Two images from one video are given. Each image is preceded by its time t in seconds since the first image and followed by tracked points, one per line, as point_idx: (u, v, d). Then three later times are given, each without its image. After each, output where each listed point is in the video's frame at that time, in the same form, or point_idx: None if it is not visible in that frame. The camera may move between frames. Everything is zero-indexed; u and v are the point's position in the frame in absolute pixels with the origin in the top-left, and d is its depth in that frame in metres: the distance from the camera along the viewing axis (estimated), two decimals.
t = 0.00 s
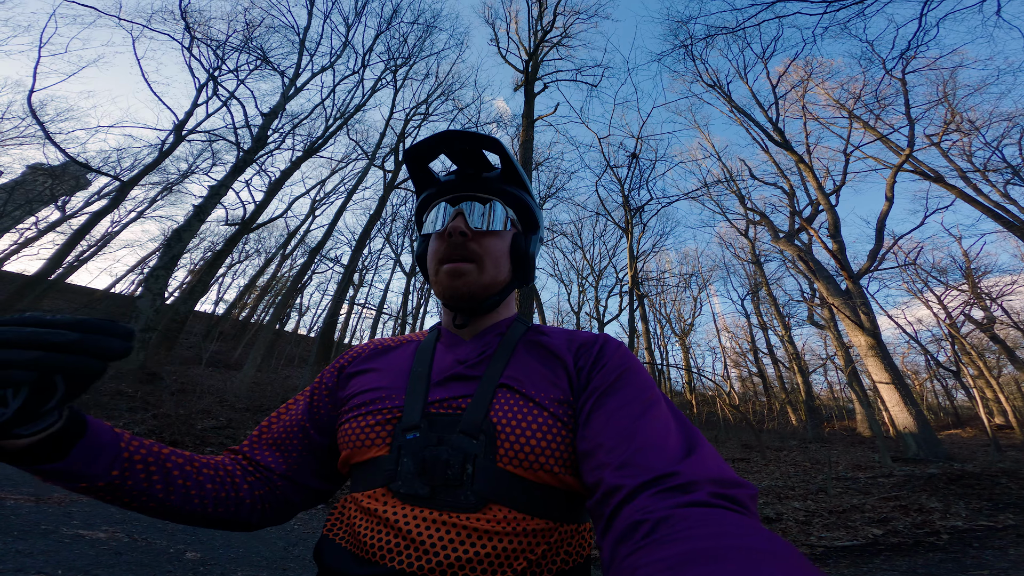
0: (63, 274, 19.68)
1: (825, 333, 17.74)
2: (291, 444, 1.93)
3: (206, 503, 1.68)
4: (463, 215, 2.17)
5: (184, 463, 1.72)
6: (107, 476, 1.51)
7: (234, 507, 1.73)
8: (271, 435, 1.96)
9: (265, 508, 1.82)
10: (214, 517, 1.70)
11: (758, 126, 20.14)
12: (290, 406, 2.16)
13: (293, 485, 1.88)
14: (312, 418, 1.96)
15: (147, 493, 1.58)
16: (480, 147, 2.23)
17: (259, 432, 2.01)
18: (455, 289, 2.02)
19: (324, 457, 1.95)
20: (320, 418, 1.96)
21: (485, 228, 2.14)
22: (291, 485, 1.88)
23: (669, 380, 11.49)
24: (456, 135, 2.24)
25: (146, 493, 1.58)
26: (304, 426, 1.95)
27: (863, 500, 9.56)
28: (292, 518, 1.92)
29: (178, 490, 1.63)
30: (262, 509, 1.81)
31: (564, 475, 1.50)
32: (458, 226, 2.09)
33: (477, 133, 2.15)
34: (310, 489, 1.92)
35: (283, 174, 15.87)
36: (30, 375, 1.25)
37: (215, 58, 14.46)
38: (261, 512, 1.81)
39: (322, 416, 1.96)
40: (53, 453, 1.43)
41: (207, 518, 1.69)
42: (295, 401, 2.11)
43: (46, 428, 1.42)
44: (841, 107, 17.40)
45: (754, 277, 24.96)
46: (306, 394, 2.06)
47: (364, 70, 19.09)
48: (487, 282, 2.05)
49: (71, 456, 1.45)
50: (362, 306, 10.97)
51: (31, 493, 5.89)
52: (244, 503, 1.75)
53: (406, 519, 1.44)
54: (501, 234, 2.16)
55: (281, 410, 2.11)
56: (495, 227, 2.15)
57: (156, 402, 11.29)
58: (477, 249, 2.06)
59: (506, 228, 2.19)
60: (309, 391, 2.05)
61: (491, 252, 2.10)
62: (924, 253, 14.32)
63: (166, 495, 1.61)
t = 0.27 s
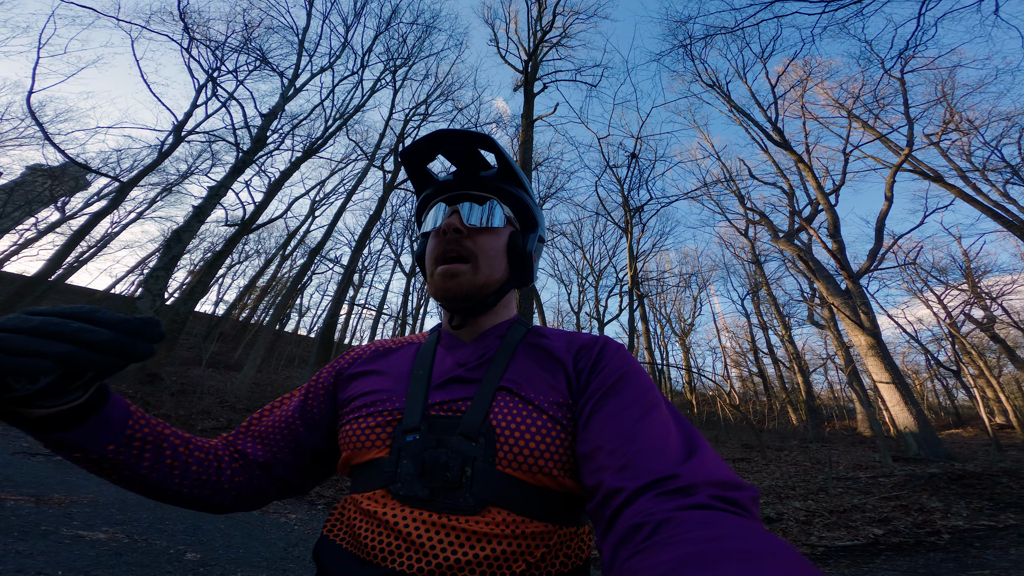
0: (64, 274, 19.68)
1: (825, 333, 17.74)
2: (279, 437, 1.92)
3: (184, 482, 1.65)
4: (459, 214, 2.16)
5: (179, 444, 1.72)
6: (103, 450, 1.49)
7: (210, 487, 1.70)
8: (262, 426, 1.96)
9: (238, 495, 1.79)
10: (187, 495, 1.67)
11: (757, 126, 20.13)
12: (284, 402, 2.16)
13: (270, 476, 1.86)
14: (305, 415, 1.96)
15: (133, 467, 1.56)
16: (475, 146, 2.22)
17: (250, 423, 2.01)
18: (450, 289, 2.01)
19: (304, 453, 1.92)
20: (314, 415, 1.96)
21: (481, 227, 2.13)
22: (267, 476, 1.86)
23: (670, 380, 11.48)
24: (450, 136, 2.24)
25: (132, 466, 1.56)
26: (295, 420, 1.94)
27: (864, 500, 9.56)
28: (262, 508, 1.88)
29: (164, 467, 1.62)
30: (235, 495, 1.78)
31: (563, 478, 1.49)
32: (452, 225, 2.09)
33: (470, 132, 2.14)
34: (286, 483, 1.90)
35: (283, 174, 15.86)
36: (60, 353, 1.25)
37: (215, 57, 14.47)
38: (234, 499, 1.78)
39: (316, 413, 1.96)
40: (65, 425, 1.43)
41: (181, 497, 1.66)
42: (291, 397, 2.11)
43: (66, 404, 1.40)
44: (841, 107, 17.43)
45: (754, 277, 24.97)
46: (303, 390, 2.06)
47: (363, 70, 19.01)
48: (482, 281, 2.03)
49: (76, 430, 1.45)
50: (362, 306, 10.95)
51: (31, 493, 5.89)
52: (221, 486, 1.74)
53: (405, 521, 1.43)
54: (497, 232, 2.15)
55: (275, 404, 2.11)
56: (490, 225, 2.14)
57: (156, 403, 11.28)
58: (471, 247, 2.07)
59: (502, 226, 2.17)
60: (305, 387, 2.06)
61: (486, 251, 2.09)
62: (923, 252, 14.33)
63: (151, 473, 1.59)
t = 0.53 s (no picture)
0: (63, 275, 19.68)
1: (825, 333, 17.74)
2: (278, 436, 1.92)
3: (184, 466, 1.65)
4: (461, 216, 2.16)
5: (195, 428, 1.76)
6: (133, 419, 1.54)
7: (204, 475, 1.69)
8: (263, 423, 1.96)
9: (229, 490, 1.77)
10: (182, 481, 1.65)
11: (757, 126, 20.13)
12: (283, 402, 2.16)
13: (261, 472, 1.85)
14: (304, 415, 1.96)
15: (145, 443, 1.58)
16: (478, 147, 2.21)
17: (252, 419, 2.02)
18: (451, 290, 2.00)
19: (300, 449, 1.91)
20: (314, 417, 1.96)
21: (483, 229, 2.13)
22: (257, 472, 1.85)
23: (670, 380, 11.47)
24: (455, 136, 2.23)
25: (144, 442, 1.58)
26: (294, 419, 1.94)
27: (864, 499, 9.56)
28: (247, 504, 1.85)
29: (173, 447, 1.63)
30: (226, 488, 1.76)
31: (562, 482, 1.49)
32: (455, 226, 2.08)
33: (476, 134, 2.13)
34: (276, 480, 1.88)
35: (283, 175, 15.83)
36: (158, 319, 1.38)
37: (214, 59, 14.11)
38: (224, 491, 1.76)
39: (317, 414, 1.96)
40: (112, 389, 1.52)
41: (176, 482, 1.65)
42: (292, 396, 2.11)
43: (129, 370, 1.53)
44: (840, 107, 17.44)
45: (753, 277, 24.98)
46: (304, 390, 2.06)
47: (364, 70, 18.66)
48: (483, 283, 2.03)
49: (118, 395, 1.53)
50: (362, 307, 10.92)
51: (31, 494, 5.88)
52: (217, 476, 1.73)
53: (404, 525, 1.43)
54: (499, 234, 2.15)
55: (276, 402, 2.11)
56: (493, 228, 2.14)
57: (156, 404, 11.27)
58: (473, 248, 2.07)
59: (504, 229, 2.17)
60: (307, 388, 2.06)
61: (488, 253, 2.09)
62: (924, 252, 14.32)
63: (159, 451, 1.61)
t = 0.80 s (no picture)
0: (63, 275, 19.69)
1: (825, 333, 17.73)
2: (279, 439, 1.91)
3: (188, 465, 1.65)
4: (462, 220, 2.15)
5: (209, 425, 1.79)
6: (157, 406, 1.61)
7: (204, 475, 1.68)
8: (263, 426, 1.95)
9: (229, 493, 1.75)
10: (184, 481, 1.64)
11: (757, 125, 20.12)
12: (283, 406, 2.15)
13: (262, 476, 1.83)
14: (304, 419, 1.95)
15: (157, 436, 1.61)
16: (480, 151, 2.20)
17: (255, 422, 2.01)
18: (451, 293, 2.00)
19: (300, 451, 1.90)
20: (313, 421, 1.95)
21: (484, 233, 2.12)
22: (258, 476, 1.83)
23: (669, 380, 11.47)
24: (457, 140, 2.22)
25: (157, 434, 1.61)
26: (294, 423, 1.93)
27: (864, 500, 9.56)
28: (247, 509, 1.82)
29: (184, 441, 1.65)
30: (227, 491, 1.74)
31: (559, 491, 1.49)
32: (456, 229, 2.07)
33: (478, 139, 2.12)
34: (276, 483, 1.86)
35: (282, 175, 15.81)
36: (223, 299, 1.51)
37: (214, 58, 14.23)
38: (224, 495, 1.73)
39: (317, 418, 1.95)
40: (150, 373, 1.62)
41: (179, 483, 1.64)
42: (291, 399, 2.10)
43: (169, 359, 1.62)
44: (840, 107, 17.43)
45: (753, 277, 24.98)
46: (303, 393, 2.04)
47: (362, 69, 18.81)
48: (482, 287, 2.03)
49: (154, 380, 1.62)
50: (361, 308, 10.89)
51: (30, 495, 5.87)
52: (219, 477, 1.72)
53: (399, 533, 1.42)
54: (500, 240, 2.15)
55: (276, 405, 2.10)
56: (493, 233, 2.14)
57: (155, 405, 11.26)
58: (473, 253, 2.05)
59: (505, 235, 2.17)
60: (305, 391, 2.05)
61: (488, 258, 2.08)
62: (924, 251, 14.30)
63: (170, 443, 1.63)
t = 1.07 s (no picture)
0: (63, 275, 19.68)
1: (825, 332, 17.73)
2: (289, 439, 1.91)
3: (201, 467, 1.65)
4: (470, 216, 2.16)
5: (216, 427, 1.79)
6: (164, 409, 1.61)
7: (218, 478, 1.68)
8: (273, 427, 1.95)
9: (244, 495, 1.76)
10: (197, 484, 1.65)
11: (757, 125, 20.10)
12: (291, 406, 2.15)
13: (275, 478, 1.84)
14: (313, 417, 1.95)
15: (167, 438, 1.61)
16: (488, 148, 2.21)
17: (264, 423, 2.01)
18: (458, 288, 2.00)
19: (311, 451, 1.90)
20: (322, 420, 1.95)
21: (491, 230, 2.13)
22: (271, 478, 1.83)
23: (670, 379, 11.48)
24: (465, 137, 2.23)
25: (167, 437, 1.61)
26: (303, 422, 1.93)
27: (864, 498, 9.57)
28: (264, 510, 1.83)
29: (193, 444, 1.65)
30: (242, 493, 1.75)
31: (564, 487, 1.49)
32: (464, 226, 2.07)
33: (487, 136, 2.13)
34: (289, 484, 1.87)
35: (282, 175, 15.79)
36: (229, 301, 1.51)
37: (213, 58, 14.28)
38: (240, 497, 1.75)
39: (324, 417, 1.95)
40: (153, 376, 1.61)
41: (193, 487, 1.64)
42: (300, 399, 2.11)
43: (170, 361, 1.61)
44: (840, 106, 17.43)
45: (753, 276, 24.98)
46: (311, 392, 2.04)
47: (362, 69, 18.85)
48: (489, 283, 2.03)
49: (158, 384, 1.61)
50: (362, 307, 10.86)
51: (31, 495, 5.87)
52: (232, 480, 1.72)
53: (404, 529, 1.42)
54: (506, 237, 2.15)
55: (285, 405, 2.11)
56: (501, 229, 2.14)
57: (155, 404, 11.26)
58: (481, 248, 2.06)
59: (512, 232, 2.18)
60: (313, 390, 2.05)
61: (495, 254, 2.09)
62: (923, 251, 14.31)
63: (181, 446, 1.63)
